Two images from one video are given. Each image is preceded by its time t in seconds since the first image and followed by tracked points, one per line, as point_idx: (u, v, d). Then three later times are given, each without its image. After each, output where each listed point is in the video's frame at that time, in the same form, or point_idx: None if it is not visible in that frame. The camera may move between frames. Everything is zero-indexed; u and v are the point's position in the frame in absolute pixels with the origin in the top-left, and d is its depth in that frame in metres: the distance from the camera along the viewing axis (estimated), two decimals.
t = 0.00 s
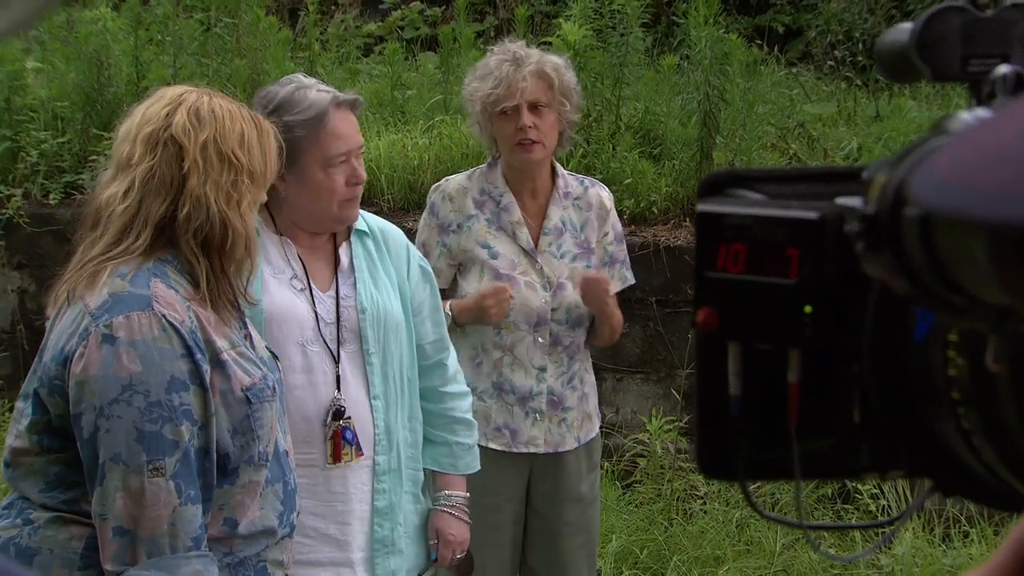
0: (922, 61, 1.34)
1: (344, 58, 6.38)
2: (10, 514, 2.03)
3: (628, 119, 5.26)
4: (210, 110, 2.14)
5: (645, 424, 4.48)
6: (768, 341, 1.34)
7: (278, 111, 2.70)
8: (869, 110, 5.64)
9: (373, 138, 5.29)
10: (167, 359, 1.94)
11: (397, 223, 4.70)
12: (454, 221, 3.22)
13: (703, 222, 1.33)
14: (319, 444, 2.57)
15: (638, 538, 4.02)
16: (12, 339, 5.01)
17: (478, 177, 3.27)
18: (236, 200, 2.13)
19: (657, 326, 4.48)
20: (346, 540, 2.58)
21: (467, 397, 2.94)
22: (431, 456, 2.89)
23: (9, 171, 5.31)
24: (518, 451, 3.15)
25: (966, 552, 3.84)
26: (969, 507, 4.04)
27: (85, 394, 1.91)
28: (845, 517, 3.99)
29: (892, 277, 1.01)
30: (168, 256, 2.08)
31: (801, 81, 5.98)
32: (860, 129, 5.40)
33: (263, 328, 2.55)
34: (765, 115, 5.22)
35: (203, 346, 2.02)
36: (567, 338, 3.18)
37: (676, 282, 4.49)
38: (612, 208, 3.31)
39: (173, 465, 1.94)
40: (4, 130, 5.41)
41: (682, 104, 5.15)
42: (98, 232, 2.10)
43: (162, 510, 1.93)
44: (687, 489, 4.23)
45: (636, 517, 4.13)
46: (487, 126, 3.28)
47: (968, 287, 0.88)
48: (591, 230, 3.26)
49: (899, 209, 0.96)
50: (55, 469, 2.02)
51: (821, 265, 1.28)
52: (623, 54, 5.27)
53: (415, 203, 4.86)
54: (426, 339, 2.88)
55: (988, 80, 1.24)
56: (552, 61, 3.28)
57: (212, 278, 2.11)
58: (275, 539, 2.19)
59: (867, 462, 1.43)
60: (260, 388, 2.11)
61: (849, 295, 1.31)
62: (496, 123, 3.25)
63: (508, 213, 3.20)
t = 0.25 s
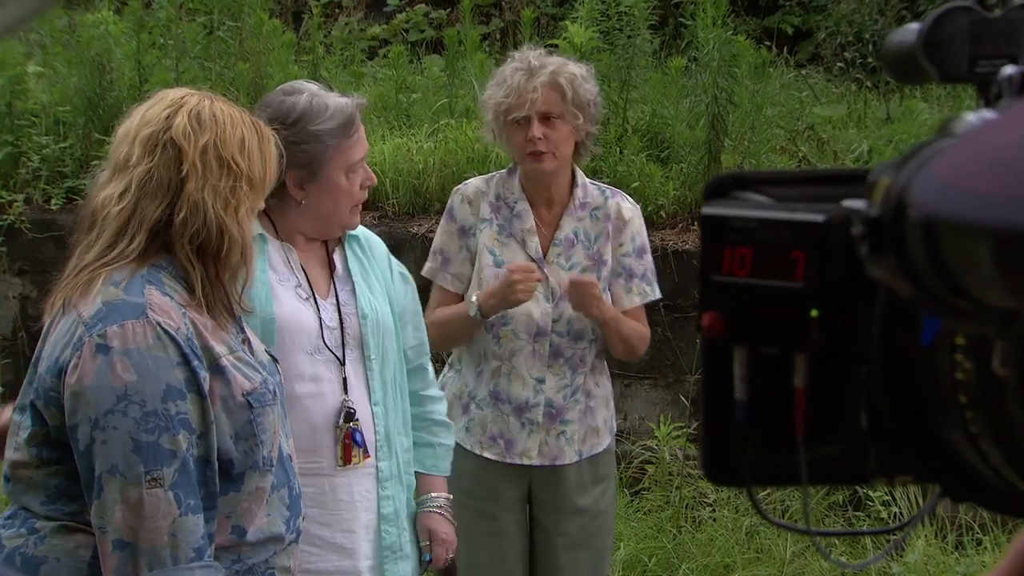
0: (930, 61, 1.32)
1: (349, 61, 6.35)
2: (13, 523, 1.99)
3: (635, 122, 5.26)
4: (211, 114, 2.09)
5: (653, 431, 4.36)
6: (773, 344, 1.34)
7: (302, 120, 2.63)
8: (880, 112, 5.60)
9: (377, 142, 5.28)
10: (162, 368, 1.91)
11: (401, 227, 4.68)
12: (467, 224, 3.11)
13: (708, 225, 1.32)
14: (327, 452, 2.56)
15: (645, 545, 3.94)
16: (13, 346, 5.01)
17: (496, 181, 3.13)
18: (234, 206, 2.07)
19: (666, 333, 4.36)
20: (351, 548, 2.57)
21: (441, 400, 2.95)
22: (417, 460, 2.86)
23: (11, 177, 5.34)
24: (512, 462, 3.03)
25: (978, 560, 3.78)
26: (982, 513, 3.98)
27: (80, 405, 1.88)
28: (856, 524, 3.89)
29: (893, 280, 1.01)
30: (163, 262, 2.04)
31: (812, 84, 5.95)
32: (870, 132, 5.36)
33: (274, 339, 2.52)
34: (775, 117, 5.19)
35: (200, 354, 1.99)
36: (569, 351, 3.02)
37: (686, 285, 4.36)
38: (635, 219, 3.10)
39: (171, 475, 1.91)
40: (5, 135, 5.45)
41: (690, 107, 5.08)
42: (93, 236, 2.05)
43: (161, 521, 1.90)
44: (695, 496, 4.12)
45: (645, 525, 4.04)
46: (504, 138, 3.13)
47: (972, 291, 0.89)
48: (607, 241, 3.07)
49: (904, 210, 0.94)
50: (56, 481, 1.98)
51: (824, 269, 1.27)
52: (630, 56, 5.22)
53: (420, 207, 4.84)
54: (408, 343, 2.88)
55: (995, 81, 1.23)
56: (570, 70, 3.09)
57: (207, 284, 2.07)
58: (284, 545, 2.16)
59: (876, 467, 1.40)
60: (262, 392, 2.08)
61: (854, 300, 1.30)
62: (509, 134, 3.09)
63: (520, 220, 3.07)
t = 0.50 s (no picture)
0: (941, 59, 1.31)
1: (356, 60, 6.34)
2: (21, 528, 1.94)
3: (645, 122, 5.23)
4: (208, 112, 2.03)
5: (663, 435, 4.33)
6: (785, 348, 1.32)
7: (319, 120, 2.60)
8: (894, 112, 5.58)
9: (384, 143, 5.27)
10: (165, 369, 1.85)
11: (408, 228, 4.66)
12: (479, 221, 3.10)
13: (717, 225, 1.31)
14: (356, 448, 2.57)
15: (655, 550, 3.90)
16: (19, 349, 5.00)
17: (511, 179, 3.10)
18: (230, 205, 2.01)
19: (676, 335, 4.33)
20: (372, 541, 2.57)
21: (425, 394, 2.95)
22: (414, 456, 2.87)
23: (14, 178, 5.29)
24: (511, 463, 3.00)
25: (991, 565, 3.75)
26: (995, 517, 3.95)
27: (83, 410, 1.82)
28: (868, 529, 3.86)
29: (904, 281, 1.02)
30: (158, 261, 1.97)
31: (823, 84, 5.93)
32: (883, 132, 5.33)
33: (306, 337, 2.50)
34: (787, 118, 5.18)
35: (202, 353, 1.93)
36: (572, 355, 2.98)
37: (696, 287, 4.34)
38: (652, 226, 3.09)
39: (179, 477, 1.86)
40: (10, 135, 5.39)
41: (700, 106, 5.04)
42: (88, 236, 1.99)
43: (171, 525, 1.85)
44: (705, 500, 4.08)
45: (655, 529, 4.00)
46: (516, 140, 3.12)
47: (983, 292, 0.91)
48: (620, 248, 3.04)
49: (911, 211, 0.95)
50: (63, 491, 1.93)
51: (835, 267, 1.26)
52: (640, 56, 5.21)
53: (428, 207, 4.83)
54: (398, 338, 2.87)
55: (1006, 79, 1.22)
56: (580, 73, 3.04)
57: (205, 285, 2.02)
58: (294, 546, 2.14)
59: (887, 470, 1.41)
60: (266, 391, 2.03)
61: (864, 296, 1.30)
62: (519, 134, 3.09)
63: (531, 220, 3.04)
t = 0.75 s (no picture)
0: (953, 57, 1.29)
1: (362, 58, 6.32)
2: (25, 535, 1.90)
3: (654, 121, 5.21)
4: (206, 110, 2.02)
5: (672, 438, 4.32)
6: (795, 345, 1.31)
7: (339, 113, 2.57)
8: (907, 112, 5.55)
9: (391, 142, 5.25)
10: (170, 374, 1.83)
11: (415, 228, 4.64)
12: (484, 225, 3.09)
13: (727, 225, 1.30)
14: (386, 439, 2.57)
15: (664, 554, 3.88)
16: (19, 349, 4.97)
17: (517, 181, 3.10)
18: (230, 204, 2.00)
19: (686, 336, 4.31)
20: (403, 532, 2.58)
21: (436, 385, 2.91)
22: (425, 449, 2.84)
23: (15, 176, 5.25)
24: (524, 467, 2.99)
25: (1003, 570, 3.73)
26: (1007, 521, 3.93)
27: (88, 417, 1.79)
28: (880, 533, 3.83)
29: (914, 279, 1.03)
30: (160, 264, 1.96)
31: (835, 83, 5.91)
32: (896, 132, 5.31)
33: (337, 332, 2.49)
34: (798, 117, 5.16)
35: (206, 357, 1.91)
36: (585, 358, 2.97)
37: (705, 289, 4.33)
38: (661, 227, 3.06)
39: (186, 484, 1.84)
40: (12, 134, 5.36)
41: (710, 106, 5.03)
42: (88, 240, 1.97)
43: (179, 532, 1.83)
44: (715, 504, 4.05)
45: (664, 534, 3.97)
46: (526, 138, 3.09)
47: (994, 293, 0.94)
48: (630, 248, 3.02)
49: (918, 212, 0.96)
50: (68, 498, 1.89)
51: (846, 269, 1.25)
52: (649, 54, 5.19)
53: (435, 207, 4.82)
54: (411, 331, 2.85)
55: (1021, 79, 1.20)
56: (589, 74, 3.03)
57: (207, 286, 2.00)
58: (301, 550, 2.12)
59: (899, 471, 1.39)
60: (271, 392, 2.02)
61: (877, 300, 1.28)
62: (527, 134, 3.08)
63: (540, 222, 3.03)
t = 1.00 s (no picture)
0: (973, 61, 1.27)
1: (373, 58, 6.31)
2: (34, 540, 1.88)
3: (668, 124, 5.19)
4: (211, 110, 2.01)
5: (684, 444, 4.30)
6: (809, 352, 1.30)
7: (360, 102, 2.56)
8: (924, 114, 5.52)
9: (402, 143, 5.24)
10: (180, 381, 1.82)
11: (425, 231, 4.63)
12: (494, 224, 3.09)
13: (742, 229, 1.27)
14: (425, 435, 2.57)
15: (675, 562, 3.87)
16: (25, 351, 4.96)
17: (526, 181, 3.10)
18: (238, 205, 2.00)
19: (700, 341, 4.29)
20: (446, 528, 2.58)
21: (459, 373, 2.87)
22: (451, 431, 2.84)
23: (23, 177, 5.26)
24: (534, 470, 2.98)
25: None
26: None
27: (97, 424, 1.79)
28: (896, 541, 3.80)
29: (930, 283, 1.01)
30: (169, 268, 1.95)
31: (852, 85, 5.88)
32: (913, 135, 5.28)
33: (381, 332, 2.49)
34: (814, 120, 5.14)
35: (216, 363, 1.90)
36: (593, 358, 2.97)
37: (719, 293, 4.32)
38: (671, 226, 3.04)
39: (197, 491, 1.83)
40: (20, 135, 5.39)
41: (724, 108, 5.01)
42: (94, 243, 1.96)
43: (190, 540, 1.82)
44: (727, 511, 4.03)
45: (676, 541, 3.95)
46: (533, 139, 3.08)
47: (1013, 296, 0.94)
48: (640, 248, 3.00)
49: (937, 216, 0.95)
50: (77, 504, 1.88)
51: (864, 271, 1.24)
52: (663, 56, 5.18)
53: (446, 210, 4.80)
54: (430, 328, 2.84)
55: None
56: (596, 75, 3.01)
57: (216, 288, 1.99)
58: (311, 555, 2.11)
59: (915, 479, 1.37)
60: (282, 397, 2.01)
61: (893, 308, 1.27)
62: (535, 136, 3.07)
63: (549, 221, 3.02)
